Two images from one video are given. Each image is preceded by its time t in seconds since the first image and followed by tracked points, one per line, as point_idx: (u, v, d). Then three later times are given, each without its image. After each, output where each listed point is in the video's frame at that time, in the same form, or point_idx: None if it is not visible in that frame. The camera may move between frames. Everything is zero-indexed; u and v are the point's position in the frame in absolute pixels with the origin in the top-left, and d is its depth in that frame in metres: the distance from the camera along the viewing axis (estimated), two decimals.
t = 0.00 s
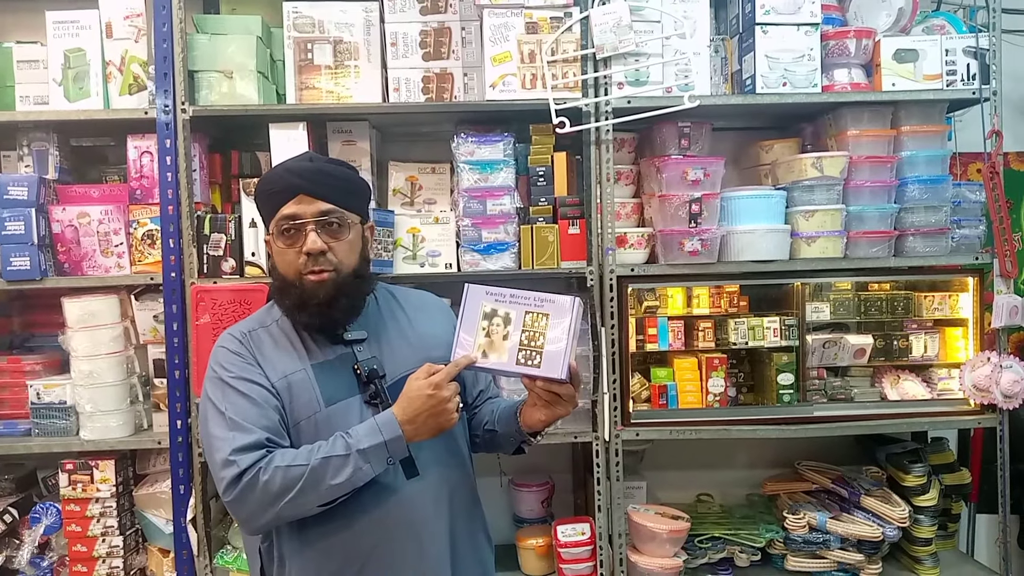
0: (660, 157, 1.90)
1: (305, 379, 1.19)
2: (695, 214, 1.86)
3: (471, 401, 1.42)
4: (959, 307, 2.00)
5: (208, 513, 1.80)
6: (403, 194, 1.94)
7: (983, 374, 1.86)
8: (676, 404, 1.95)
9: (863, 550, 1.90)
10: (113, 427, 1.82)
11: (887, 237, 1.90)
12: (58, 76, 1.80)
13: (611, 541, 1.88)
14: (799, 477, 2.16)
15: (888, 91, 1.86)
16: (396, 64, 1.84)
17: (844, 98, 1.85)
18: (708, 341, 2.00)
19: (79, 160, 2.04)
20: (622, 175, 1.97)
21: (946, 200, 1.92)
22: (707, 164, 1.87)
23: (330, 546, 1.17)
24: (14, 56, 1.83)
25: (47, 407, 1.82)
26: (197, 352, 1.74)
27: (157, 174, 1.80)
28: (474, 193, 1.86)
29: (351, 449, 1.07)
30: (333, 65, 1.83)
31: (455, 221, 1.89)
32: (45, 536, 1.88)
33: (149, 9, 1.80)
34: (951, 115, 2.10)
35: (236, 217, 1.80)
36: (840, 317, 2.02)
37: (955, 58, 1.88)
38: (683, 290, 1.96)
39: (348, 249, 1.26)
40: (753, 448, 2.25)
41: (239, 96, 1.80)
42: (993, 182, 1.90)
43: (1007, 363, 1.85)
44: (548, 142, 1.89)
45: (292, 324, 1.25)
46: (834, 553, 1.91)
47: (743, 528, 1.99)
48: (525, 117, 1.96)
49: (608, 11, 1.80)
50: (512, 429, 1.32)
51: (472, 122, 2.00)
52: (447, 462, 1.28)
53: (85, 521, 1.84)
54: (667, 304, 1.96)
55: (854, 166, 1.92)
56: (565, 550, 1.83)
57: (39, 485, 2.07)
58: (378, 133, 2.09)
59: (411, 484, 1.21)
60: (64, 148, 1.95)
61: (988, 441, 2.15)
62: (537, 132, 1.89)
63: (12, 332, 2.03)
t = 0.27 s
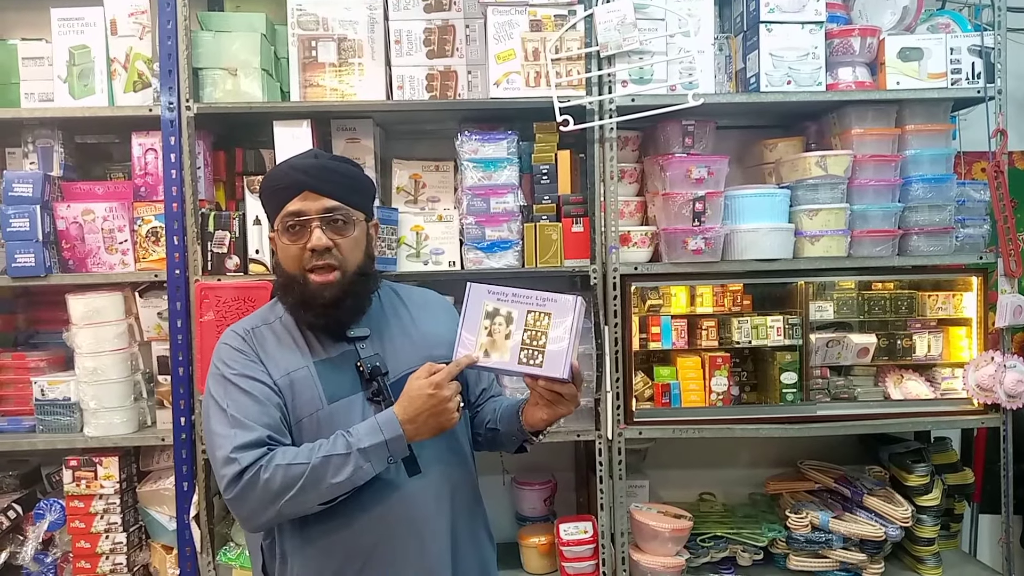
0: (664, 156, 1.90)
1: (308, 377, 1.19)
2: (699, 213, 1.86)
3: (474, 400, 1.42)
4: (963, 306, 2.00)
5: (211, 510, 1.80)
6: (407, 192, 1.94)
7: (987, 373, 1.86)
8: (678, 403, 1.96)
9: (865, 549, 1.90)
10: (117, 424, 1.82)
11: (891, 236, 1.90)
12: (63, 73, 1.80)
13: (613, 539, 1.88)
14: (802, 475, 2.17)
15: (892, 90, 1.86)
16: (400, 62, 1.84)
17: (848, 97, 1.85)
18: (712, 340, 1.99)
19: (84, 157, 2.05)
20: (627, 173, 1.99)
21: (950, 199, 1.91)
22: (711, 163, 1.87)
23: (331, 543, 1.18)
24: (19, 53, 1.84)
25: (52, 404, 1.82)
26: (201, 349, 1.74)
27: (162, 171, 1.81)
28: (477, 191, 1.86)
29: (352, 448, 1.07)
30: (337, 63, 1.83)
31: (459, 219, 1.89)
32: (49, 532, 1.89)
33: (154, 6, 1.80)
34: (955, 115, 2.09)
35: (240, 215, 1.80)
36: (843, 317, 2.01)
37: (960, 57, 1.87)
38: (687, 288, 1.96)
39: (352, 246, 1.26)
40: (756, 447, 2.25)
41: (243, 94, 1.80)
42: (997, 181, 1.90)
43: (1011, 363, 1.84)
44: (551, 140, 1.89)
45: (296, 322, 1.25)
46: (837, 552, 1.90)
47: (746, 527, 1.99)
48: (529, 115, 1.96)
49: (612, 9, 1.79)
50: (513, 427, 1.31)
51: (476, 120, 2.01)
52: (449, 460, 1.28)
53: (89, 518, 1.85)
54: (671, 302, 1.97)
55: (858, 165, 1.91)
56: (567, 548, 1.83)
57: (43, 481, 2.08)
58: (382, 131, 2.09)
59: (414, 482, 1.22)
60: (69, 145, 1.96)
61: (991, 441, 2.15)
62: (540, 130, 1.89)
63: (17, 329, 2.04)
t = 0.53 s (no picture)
0: (665, 151, 1.89)
1: (310, 369, 1.19)
2: (700, 208, 1.85)
3: (474, 395, 1.42)
4: (964, 302, 2.00)
5: (212, 503, 1.80)
6: (408, 186, 1.94)
7: (987, 370, 1.86)
8: (678, 399, 1.96)
9: (865, 545, 1.90)
10: (118, 417, 1.82)
11: (892, 232, 1.89)
12: (64, 66, 1.80)
13: (614, 534, 1.88)
14: (801, 471, 2.17)
15: (894, 86, 1.86)
16: (401, 56, 1.84)
17: (850, 93, 1.84)
18: (712, 335, 2.00)
19: (85, 149, 2.04)
20: (627, 169, 1.98)
21: (952, 195, 1.91)
22: (712, 158, 1.87)
23: (333, 535, 1.18)
24: (20, 45, 1.83)
25: (53, 396, 1.82)
26: (202, 343, 1.74)
27: (163, 164, 1.81)
28: (479, 186, 1.86)
29: (357, 443, 1.07)
30: (338, 56, 1.83)
31: (460, 214, 1.90)
32: (50, 525, 1.89)
33: None
34: (957, 111, 2.09)
35: (241, 208, 1.80)
36: (844, 313, 2.01)
37: (962, 53, 1.88)
38: (687, 283, 1.96)
39: (353, 240, 1.26)
40: (756, 442, 2.25)
41: (245, 87, 1.79)
42: (1000, 177, 1.88)
43: (1011, 359, 1.84)
44: (553, 134, 1.89)
45: (297, 315, 1.25)
46: (836, 548, 1.90)
47: (745, 523, 1.99)
48: (531, 110, 1.96)
49: (614, 3, 1.79)
50: (513, 421, 1.31)
51: (478, 114, 2.00)
52: (449, 453, 1.28)
53: (90, 510, 1.85)
54: (671, 298, 1.96)
55: (860, 161, 1.91)
56: (567, 543, 1.83)
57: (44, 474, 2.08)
58: (383, 125, 2.09)
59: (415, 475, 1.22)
60: (69, 137, 1.95)
61: (991, 438, 2.15)
62: (542, 125, 1.88)
63: (18, 322, 2.04)
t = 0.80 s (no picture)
0: (666, 152, 1.89)
1: (314, 367, 1.19)
2: (700, 210, 1.86)
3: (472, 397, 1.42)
4: (965, 303, 2.00)
5: (214, 506, 1.80)
6: (409, 188, 1.94)
7: (989, 370, 1.86)
8: (680, 400, 1.96)
9: (866, 546, 1.90)
10: (120, 420, 1.82)
11: (893, 233, 1.90)
12: (66, 69, 1.80)
13: (615, 536, 1.87)
14: (803, 472, 2.17)
15: (894, 87, 1.86)
16: (402, 59, 1.84)
17: (850, 94, 1.84)
18: (713, 337, 2.00)
19: (86, 153, 2.05)
20: (628, 170, 1.98)
21: (952, 196, 1.91)
22: (713, 159, 1.87)
23: (333, 533, 1.18)
24: (22, 49, 1.84)
25: (55, 399, 1.83)
26: (203, 345, 1.75)
27: (164, 167, 1.81)
28: (479, 188, 1.86)
29: (378, 418, 1.05)
30: (339, 59, 1.83)
31: (461, 216, 1.90)
32: (52, 528, 1.89)
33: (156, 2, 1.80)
34: (958, 111, 2.09)
35: (242, 211, 1.80)
36: (845, 314, 2.01)
37: (963, 53, 1.88)
38: (688, 285, 1.96)
39: (351, 241, 1.26)
40: (758, 443, 2.25)
41: (246, 90, 1.80)
42: (1000, 178, 1.88)
43: (1013, 360, 1.84)
44: (554, 136, 1.89)
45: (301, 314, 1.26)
46: (838, 549, 1.90)
47: (747, 524, 1.99)
48: (532, 112, 1.96)
49: (614, 5, 1.79)
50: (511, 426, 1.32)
51: (478, 116, 2.01)
52: (449, 454, 1.28)
53: (92, 513, 1.85)
54: (672, 299, 1.97)
55: (860, 162, 1.91)
56: (568, 545, 1.83)
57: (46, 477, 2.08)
58: (384, 127, 2.09)
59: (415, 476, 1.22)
60: (71, 141, 1.96)
61: (993, 439, 2.15)
62: (542, 127, 1.88)
63: (20, 325, 2.04)
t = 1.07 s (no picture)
0: (664, 152, 1.89)
1: (311, 370, 1.19)
2: (699, 209, 1.86)
3: (473, 397, 1.42)
4: (964, 301, 2.00)
5: (213, 508, 1.80)
6: (407, 189, 1.94)
7: (987, 369, 1.86)
8: (679, 400, 1.96)
9: (866, 545, 1.90)
10: (119, 421, 1.82)
11: (891, 232, 1.90)
12: (63, 72, 1.80)
13: (615, 535, 1.88)
14: (802, 471, 2.17)
15: (892, 86, 1.86)
16: (400, 59, 1.84)
17: (848, 93, 1.85)
18: (712, 336, 2.00)
19: (84, 155, 2.05)
20: (627, 170, 1.99)
21: (950, 195, 1.91)
22: (711, 159, 1.87)
23: (335, 534, 1.18)
24: (20, 51, 1.84)
25: (54, 401, 1.83)
26: (202, 346, 1.75)
27: (163, 169, 1.81)
28: (478, 188, 1.86)
29: (353, 426, 1.05)
30: (337, 60, 1.83)
31: (459, 216, 1.90)
32: (52, 530, 1.89)
33: (154, 4, 1.80)
34: (956, 110, 2.09)
35: (241, 212, 1.80)
36: (844, 313, 2.01)
37: (960, 52, 1.88)
38: (687, 284, 1.96)
39: (351, 240, 1.26)
40: (757, 442, 2.25)
41: (244, 91, 1.80)
42: (998, 177, 1.89)
43: (1011, 359, 1.84)
44: (551, 137, 1.89)
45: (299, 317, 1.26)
46: (837, 548, 1.90)
47: (746, 523, 1.99)
48: (530, 112, 1.96)
49: (612, 5, 1.80)
50: (511, 425, 1.32)
51: (477, 117, 2.01)
52: (450, 453, 1.28)
53: (91, 515, 1.85)
54: (671, 299, 1.97)
55: (858, 161, 1.91)
56: (568, 545, 1.83)
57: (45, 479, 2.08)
58: (382, 128, 2.10)
59: (415, 478, 1.21)
60: (69, 143, 1.96)
61: (992, 437, 2.15)
62: (541, 127, 1.89)
63: (19, 327, 2.04)
